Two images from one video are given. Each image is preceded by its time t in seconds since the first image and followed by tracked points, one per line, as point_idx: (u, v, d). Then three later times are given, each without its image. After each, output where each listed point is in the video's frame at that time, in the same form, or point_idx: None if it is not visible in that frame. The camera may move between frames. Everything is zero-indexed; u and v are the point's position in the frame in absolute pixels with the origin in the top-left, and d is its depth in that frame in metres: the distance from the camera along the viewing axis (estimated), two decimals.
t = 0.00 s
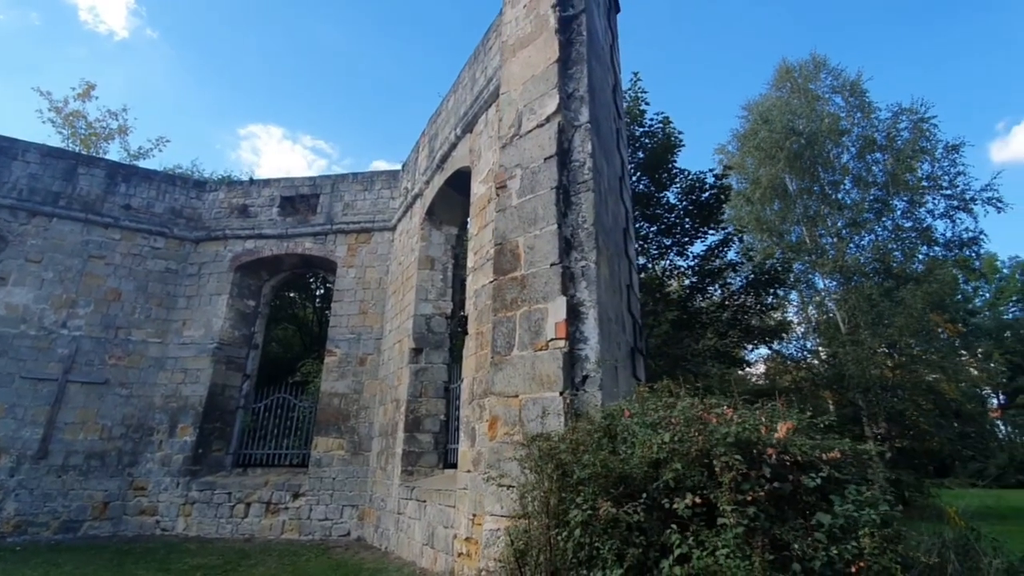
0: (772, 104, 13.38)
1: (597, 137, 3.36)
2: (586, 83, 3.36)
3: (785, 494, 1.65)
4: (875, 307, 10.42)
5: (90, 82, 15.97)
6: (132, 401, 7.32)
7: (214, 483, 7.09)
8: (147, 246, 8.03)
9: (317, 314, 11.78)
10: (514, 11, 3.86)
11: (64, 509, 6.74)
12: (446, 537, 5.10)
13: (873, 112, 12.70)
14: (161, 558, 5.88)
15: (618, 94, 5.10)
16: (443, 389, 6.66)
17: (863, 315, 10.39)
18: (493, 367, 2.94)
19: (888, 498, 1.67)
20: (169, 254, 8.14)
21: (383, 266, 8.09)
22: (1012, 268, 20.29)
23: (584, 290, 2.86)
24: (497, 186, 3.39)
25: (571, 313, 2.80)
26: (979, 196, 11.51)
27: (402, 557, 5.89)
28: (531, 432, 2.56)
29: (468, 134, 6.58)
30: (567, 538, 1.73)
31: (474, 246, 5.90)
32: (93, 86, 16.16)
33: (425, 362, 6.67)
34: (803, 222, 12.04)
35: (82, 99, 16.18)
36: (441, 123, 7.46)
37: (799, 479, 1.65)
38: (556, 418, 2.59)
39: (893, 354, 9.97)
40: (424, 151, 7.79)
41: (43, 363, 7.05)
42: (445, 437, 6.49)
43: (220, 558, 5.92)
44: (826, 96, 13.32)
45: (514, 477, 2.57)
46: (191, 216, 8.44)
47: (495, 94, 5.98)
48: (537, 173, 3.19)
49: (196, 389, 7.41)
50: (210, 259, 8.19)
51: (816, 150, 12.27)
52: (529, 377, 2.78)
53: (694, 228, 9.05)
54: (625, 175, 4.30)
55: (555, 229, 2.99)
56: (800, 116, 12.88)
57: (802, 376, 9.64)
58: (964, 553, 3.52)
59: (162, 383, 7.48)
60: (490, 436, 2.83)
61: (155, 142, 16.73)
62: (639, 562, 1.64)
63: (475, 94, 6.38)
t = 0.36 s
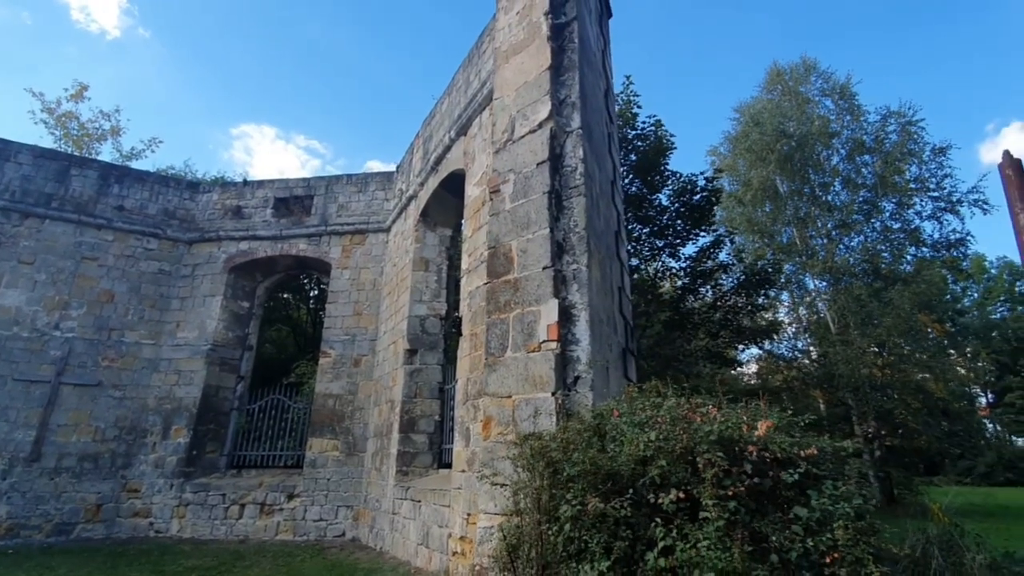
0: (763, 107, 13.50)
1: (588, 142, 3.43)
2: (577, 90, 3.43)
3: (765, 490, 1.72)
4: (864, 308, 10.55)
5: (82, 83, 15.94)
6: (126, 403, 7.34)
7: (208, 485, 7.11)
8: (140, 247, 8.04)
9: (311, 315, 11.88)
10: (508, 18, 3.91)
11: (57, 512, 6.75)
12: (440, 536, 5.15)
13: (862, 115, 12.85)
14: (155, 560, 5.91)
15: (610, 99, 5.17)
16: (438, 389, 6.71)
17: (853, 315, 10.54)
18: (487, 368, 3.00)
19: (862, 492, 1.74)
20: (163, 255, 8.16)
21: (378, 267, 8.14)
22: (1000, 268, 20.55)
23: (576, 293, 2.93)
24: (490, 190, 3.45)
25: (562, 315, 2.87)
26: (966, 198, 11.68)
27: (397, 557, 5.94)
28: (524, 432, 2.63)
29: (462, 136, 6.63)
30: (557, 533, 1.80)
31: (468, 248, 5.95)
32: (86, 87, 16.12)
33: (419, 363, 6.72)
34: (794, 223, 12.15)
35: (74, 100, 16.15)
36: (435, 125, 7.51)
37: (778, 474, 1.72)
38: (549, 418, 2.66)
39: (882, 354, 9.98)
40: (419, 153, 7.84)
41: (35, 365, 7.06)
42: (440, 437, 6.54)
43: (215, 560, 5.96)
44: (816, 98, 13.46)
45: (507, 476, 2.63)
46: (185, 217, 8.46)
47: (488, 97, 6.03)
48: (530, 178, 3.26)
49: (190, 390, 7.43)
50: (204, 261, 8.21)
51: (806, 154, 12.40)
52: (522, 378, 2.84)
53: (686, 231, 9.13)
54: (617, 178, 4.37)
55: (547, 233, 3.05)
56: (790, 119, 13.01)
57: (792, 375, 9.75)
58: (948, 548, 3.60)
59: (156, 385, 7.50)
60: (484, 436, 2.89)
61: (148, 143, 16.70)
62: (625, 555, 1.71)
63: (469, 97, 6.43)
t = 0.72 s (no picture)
0: (757, 103, 13.57)
1: (581, 141, 3.47)
2: (570, 90, 3.48)
3: (746, 481, 1.79)
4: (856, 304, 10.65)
5: (75, 79, 15.89)
6: (122, 400, 7.37)
7: (205, 481, 7.16)
8: (135, 244, 8.06)
9: (307, 311, 11.88)
10: (501, 18, 3.96)
11: (54, 509, 6.79)
12: (436, 530, 5.21)
13: (855, 112, 12.93)
14: (153, 555, 5.96)
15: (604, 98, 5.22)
16: (433, 385, 6.77)
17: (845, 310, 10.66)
18: (480, 365, 3.06)
19: (839, 484, 1.81)
20: (158, 252, 8.18)
21: (373, 264, 8.17)
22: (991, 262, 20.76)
23: (567, 291, 2.99)
24: (484, 189, 3.50)
25: (555, 313, 2.93)
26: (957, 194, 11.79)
27: (394, 551, 6.00)
28: (516, 427, 2.69)
29: (456, 134, 6.66)
30: (546, 524, 1.86)
31: (464, 245, 6.00)
32: (79, 83, 16.08)
33: (415, 359, 6.77)
34: (787, 219, 12.23)
35: (68, 96, 16.10)
36: (430, 122, 7.54)
37: (758, 467, 1.79)
38: (541, 413, 2.72)
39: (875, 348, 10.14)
40: (414, 150, 7.87)
41: (30, 362, 7.08)
42: (436, 433, 6.60)
43: (213, 555, 6.01)
44: (810, 95, 13.52)
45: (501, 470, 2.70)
46: (180, 214, 8.47)
47: (482, 95, 6.07)
48: (523, 177, 3.31)
49: (186, 387, 7.47)
50: (200, 258, 8.23)
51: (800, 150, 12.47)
52: (515, 374, 2.90)
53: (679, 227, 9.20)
54: (610, 177, 4.43)
55: (540, 232, 3.11)
56: (784, 115, 13.08)
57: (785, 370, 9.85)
58: (932, 539, 3.68)
59: (152, 382, 7.53)
60: (478, 431, 2.95)
61: (141, 139, 16.67)
62: (611, 545, 1.77)
63: (464, 95, 6.46)
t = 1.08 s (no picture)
0: (752, 101, 13.61)
1: (571, 142, 3.51)
2: (560, 90, 3.51)
3: (723, 477, 1.83)
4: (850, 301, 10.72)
5: (68, 76, 15.85)
6: (118, 398, 7.40)
7: (202, 478, 7.20)
8: (130, 243, 8.07)
9: (304, 309, 11.90)
10: (493, 18, 3.98)
11: (49, 507, 6.82)
12: (431, 527, 5.26)
13: (850, 109, 12.97)
14: (149, 553, 5.99)
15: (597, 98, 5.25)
16: (429, 382, 6.82)
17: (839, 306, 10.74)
18: (471, 363, 3.10)
19: (815, 479, 1.85)
20: (153, 250, 8.19)
21: (369, 262, 8.20)
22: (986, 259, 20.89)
23: (556, 290, 3.03)
24: (475, 189, 3.54)
25: (544, 312, 2.97)
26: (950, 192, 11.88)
27: (389, 547, 6.05)
28: (505, 424, 2.73)
29: (451, 132, 6.68)
30: (529, 519, 1.90)
31: (458, 244, 6.02)
32: (73, 81, 16.04)
33: (410, 357, 6.81)
34: (782, 217, 12.28)
35: (61, 93, 16.05)
36: (425, 121, 7.56)
37: (734, 463, 1.83)
38: (530, 410, 2.77)
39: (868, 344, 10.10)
40: (409, 148, 7.89)
41: (25, 361, 7.10)
42: (431, 430, 6.64)
43: (209, 552, 6.05)
44: (805, 92, 13.55)
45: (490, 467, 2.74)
46: (175, 212, 8.48)
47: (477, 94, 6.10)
48: (513, 177, 3.35)
49: (183, 385, 7.50)
50: (195, 256, 8.25)
51: (795, 147, 12.51)
52: (505, 372, 2.94)
53: (673, 225, 9.23)
54: (602, 176, 4.47)
55: (529, 232, 3.15)
56: (779, 113, 13.12)
57: (778, 366, 9.92)
58: (918, 533, 3.75)
59: (148, 380, 7.56)
60: (469, 428, 2.99)
61: (136, 137, 16.66)
62: (591, 540, 1.81)
63: (458, 93, 6.47)
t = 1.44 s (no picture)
0: (753, 99, 13.59)
1: (563, 142, 3.52)
2: (552, 90, 3.52)
3: (700, 475, 1.86)
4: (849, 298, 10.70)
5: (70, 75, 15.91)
6: (120, 395, 7.45)
7: (203, 475, 7.25)
8: (132, 241, 8.12)
9: (307, 308, 11.88)
10: (486, 17, 3.99)
11: (51, 503, 6.87)
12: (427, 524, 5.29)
13: (851, 107, 12.95)
14: (150, 548, 6.04)
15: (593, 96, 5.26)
16: (427, 380, 6.84)
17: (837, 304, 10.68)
18: (462, 362, 3.12)
19: (792, 477, 1.87)
20: (154, 248, 8.23)
21: (369, 260, 8.23)
22: (988, 258, 20.82)
23: (546, 289, 3.05)
24: (468, 188, 3.56)
25: (533, 311, 2.99)
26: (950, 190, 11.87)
27: (387, 544, 6.07)
28: (493, 422, 2.75)
29: (449, 131, 6.69)
30: (508, 516, 1.93)
31: (454, 242, 6.03)
32: (74, 79, 16.09)
33: (408, 355, 6.85)
34: (782, 215, 12.25)
35: (62, 91, 16.11)
36: (423, 119, 7.57)
37: (712, 461, 1.85)
38: (518, 408, 2.79)
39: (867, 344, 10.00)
40: (408, 147, 7.90)
41: (27, 358, 7.15)
42: (429, 427, 6.66)
43: (208, 547, 6.10)
44: (807, 90, 13.51)
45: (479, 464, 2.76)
46: (177, 210, 8.52)
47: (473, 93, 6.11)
48: (505, 177, 3.37)
49: (184, 382, 7.55)
50: (196, 254, 8.29)
51: (795, 145, 12.49)
52: (495, 371, 2.96)
53: (672, 224, 9.22)
54: (596, 175, 4.48)
55: (520, 231, 3.17)
56: (779, 111, 13.10)
57: (778, 365, 9.91)
58: (911, 531, 3.75)
59: (149, 377, 7.61)
60: (459, 427, 3.01)
61: (138, 136, 16.72)
62: (569, 536, 1.84)
63: (456, 92, 6.48)
